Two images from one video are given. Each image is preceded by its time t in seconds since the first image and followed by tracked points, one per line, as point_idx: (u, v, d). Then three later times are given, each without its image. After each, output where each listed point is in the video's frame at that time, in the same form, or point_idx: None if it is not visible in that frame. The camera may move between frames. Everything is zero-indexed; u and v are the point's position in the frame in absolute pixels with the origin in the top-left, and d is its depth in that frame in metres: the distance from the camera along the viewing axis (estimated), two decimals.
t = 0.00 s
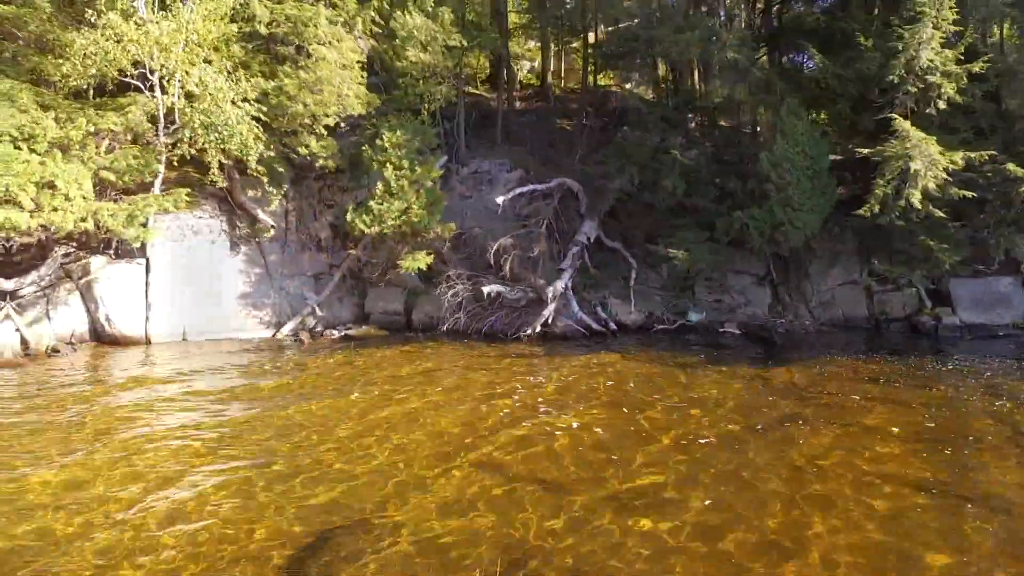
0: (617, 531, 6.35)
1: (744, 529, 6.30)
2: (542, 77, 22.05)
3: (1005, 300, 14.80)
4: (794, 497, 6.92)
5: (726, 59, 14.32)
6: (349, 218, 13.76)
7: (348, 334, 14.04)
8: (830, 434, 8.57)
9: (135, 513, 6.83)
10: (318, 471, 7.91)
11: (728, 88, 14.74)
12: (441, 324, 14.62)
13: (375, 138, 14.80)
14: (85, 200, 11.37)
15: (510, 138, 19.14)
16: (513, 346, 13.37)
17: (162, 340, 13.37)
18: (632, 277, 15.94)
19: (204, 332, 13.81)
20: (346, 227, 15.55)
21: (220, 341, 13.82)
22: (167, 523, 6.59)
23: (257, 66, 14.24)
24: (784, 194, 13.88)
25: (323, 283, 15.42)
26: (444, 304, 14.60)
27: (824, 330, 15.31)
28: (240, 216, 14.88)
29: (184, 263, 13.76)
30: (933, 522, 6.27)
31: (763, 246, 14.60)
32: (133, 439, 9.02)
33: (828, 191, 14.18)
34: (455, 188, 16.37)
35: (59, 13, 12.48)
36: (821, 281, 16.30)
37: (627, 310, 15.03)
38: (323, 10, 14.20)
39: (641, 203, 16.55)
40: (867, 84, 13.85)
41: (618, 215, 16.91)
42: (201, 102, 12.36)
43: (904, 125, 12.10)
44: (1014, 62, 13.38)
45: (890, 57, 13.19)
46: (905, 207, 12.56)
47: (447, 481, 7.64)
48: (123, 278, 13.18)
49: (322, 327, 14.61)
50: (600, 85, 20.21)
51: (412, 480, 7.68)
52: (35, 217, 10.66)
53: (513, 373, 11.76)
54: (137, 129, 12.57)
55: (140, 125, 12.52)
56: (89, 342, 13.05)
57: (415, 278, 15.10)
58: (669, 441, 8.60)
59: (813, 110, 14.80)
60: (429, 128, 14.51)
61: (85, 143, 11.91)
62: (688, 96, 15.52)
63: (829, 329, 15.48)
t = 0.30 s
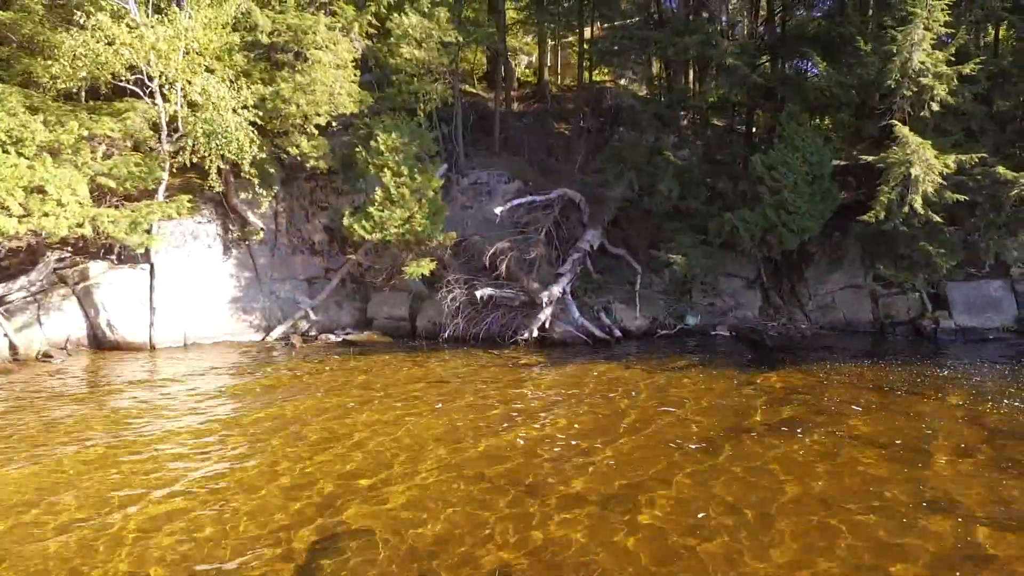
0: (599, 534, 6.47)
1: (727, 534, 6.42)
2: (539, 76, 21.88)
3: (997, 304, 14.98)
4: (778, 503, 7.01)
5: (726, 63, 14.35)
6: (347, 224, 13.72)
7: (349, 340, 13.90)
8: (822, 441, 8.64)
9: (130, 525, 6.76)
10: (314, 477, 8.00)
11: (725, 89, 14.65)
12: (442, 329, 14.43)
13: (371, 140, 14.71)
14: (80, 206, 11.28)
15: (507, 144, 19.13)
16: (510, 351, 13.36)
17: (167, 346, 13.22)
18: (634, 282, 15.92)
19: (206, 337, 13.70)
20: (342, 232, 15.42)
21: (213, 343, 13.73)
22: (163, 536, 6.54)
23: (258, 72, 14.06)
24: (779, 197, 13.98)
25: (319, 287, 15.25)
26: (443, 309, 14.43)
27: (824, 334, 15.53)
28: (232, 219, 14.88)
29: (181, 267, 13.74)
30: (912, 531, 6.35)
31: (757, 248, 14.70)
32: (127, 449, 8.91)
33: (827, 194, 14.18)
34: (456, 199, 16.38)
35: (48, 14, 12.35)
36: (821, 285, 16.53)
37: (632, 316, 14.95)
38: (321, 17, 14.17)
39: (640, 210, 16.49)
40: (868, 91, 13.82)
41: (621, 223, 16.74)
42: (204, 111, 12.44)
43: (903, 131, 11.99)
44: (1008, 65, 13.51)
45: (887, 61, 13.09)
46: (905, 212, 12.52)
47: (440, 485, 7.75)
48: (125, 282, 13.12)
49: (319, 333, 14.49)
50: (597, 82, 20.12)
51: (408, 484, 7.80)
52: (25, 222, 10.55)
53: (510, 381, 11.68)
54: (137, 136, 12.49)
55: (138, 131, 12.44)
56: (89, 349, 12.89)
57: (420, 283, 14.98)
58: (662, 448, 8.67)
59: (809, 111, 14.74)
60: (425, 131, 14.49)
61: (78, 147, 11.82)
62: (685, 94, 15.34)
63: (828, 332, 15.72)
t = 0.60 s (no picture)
0: (590, 538, 6.54)
1: (717, 539, 6.48)
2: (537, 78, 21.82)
3: (995, 309, 14.97)
4: (770, 509, 7.07)
5: (724, 69, 14.34)
6: (346, 230, 13.72)
7: (348, 346, 13.87)
8: (818, 449, 8.67)
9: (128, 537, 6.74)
10: (311, 482, 8.04)
11: (723, 94, 14.64)
12: (441, 335, 14.41)
13: (370, 146, 14.67)
14: (78, 213, 11.25)
15: (506, 150, 19.15)
16: (509, 358, 13.36)
17: (166, 357, 13.03)
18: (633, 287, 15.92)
19: (205, 345, 13.51)
20: (341, 238, 15.39)
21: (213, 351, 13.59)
22: (160, 548, 6.51)
23: (256, 78, 14.05)
24: (777, 203, 13.99)
25: (317, 293, 15.25)
26: (442, 314, 14.42)
27: (822, 339, 15.52)
28: (230, 225, 14.84)
29: (179, 273, 13.69)
30: (902, 538, 6.39)
31: (757, 254, 14.68)
32: (123, 458, 8.86)
33: (826, 200, 14.16)
34: (455, 205, 16.41)
35: (45, 20, 12.32)
36: (820, 290, 16.52)
37: (630, 321, 15.00)
38: (319, 22, 14.15)
39: (639, 216, 16.46)
40: (867, 97, 13.79)
41: (620, 228, 16.70)
42: (202, 118, 12.42)
43: (902, 138, 11.97)
44: (1007, 70, 13.51)
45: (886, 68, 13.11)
46: (905, 219, 12.52)
47: (435, 491, 7.78)
48: (124, 289, 13.07)
49: (318, 338, 14.49)
50: (594, 85, 20.06)
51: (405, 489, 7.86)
52: (22, 230, 10.52)
53: (509, 388, 11.63)
54: (136, 143, 12.48)
55: (137, 139, 12.42)
56: (87, 356, 12.84)
57: (419, 289, 14.94)
58: (659, 455, 8.70)
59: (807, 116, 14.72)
60: (423, 137, 14.49)
61: (76, 154, 11.79)
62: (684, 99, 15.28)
63: (827, 337, 15.72)
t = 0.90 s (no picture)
0: (587, 554, 6.57)
1: (714, 556, 6.51)
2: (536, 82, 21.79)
3: (994, 315, 15.00)
4: (766, 523, 7.11)
5: (723, 75, 14.31)
6: (344, 237, 13.69)
7: (346, 353, 13.83)
8: (815, 460, 8.69)
9: (126, 554, 6.71)
10: (310, 493, 8.07)
11: (722, 101, 14.63)
12: (439, 342, 14.39)
13: (368, 152, 14.65)
14: (75, 223, 11.22)
15: (505, 154, 19.13)
16: (508, 365, 13.34)
17: (164, 364, 13.05)
18: (631, 293, 15.93)
19: (204, 353, 13.47)
20: (340, 245, 15.38)
21: (212, 359, 13.54)
22: (158, 565, 6.50)
23: (254, 84, 14.00)
24: (776, 210, 14.00)
25: (315, 299, 15.22)
26: (440, 322, 14.40)
27: (821, 345, 15.53)
28: (228, 231, 14.80)
29: (177, 281, 13.68)
30: (897, 553, 6.43)
31: (756, 260, 14.67)
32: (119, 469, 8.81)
33: (824, 207, 14.19)
34: (454, 211, 16.40)
35: (41, 28, 12.29)
36: (818, 296, 16.54)
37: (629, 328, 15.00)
38: (317, 29, 14.14)
39: (637, 222, 16.46)
40: (865, 103, 13.74)
41: (619, 234, 16.69)
42: (200, 127, 12.39)
43: (900, 146, 11.97)
44: (1005, 77, 13.55)
45: (885, 76, 13.12)
46: (904, 226, 12.51)
47: (434, 504, 7.80)
48: (122, 297, 13.03)
49: (316, 345, 14.47)
50: (593, 88, 20.07)
51: (403, 501, 7.88)
52: (20, 240, 10.49)
53: (507, 396, 11.57)
54: (134, 151, 12.45)
55: (135, 147, 12.39)
56: (85, 364, 12.75)
57: (417, 296, 14.91)
58: (658, 466, 8.71)
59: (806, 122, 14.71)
60: (422, 143, 14.46)
61: (73, 163, 11.74)
62: (683, 105, 15.28)
63: (826, 343, 15.72)
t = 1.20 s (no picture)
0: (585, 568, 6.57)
1: (711, 570, 6.51)
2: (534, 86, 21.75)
3: (993, 321, 15.03)
4: (764, 536, 7.10)
5: (722, 82, 14.26)
6: (343, 245, 13.65)
7: (345, 361, 13.82)
8: (814, 472, 8.69)
9: (124, 569, 6.66)
10: (308, 505, 8.06)
11: (721, 108, 14.59)
12: (438, 349, 14.37)
13: (366, 160, 14.62)
14: (73, 232, 11.17)
15: (503, 159, 19.10)
16: (506, 373, 13.34)
17: (160, 369, 13.10)
18: (630, 299, 15.93)
19: (201, 360, 13.51)
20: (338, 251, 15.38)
21: (209, 367, 13.55)
22: None
23: (252, 92, 13.96)
24: (775, 217, 14.00)
25: (313, 306, 15.21)
26: (439, 329, 14.39)
27: (819, 352, 15.55)
28: (226, 238, 14.69)
29: (175, 289, 13.69)
30: (895, 568, 6.43)
31: (755, 267, 14.66)
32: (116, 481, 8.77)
33: (822, 214, 14.19)
34: (452, 217, 16.40)
35: (38, 37, 12.24)
36: (817, 302, 16.54)
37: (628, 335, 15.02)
38: (315, 36, 14.12)
39: (636, 228, 16.45)
40: (865, 111, 13.64)
41: (617, 240, 16.68)
42: (197, 135, 12.38)
43: (899, 155, 11.94)
44: (1004, 84, 13.55)
45: (884, 84, 13.09)
46: (903, 235, 12.51)
47: (432, 514, 7.82)
48: (119, 305, 13.06)
49: (314, 353, 14.46)
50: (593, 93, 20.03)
51: (402, 512, 7.88)
52: (16, 251, 10.43)
53: (505, 405, 11.55)
54: (131, 160, 12.41)
55: (132, 155, 12.35)
56: (83, 373, 12.73)
57: (416, 303, 14.90)
58: (656, 475, 8.73)
59: (805, 129, 14.69)
60: (420, 151, 14.44)
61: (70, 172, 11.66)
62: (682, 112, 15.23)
63: (824, 350, 15.74)
